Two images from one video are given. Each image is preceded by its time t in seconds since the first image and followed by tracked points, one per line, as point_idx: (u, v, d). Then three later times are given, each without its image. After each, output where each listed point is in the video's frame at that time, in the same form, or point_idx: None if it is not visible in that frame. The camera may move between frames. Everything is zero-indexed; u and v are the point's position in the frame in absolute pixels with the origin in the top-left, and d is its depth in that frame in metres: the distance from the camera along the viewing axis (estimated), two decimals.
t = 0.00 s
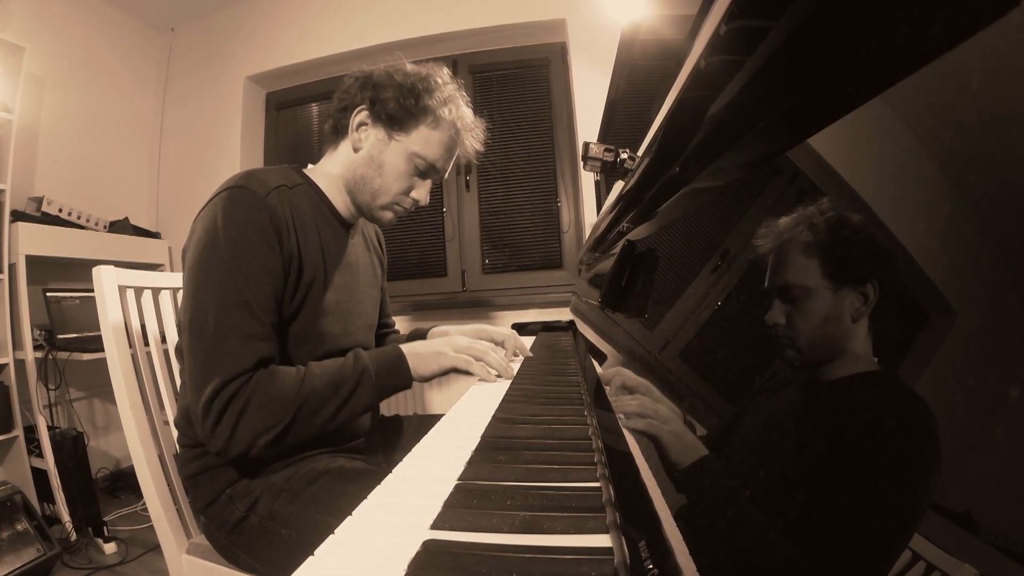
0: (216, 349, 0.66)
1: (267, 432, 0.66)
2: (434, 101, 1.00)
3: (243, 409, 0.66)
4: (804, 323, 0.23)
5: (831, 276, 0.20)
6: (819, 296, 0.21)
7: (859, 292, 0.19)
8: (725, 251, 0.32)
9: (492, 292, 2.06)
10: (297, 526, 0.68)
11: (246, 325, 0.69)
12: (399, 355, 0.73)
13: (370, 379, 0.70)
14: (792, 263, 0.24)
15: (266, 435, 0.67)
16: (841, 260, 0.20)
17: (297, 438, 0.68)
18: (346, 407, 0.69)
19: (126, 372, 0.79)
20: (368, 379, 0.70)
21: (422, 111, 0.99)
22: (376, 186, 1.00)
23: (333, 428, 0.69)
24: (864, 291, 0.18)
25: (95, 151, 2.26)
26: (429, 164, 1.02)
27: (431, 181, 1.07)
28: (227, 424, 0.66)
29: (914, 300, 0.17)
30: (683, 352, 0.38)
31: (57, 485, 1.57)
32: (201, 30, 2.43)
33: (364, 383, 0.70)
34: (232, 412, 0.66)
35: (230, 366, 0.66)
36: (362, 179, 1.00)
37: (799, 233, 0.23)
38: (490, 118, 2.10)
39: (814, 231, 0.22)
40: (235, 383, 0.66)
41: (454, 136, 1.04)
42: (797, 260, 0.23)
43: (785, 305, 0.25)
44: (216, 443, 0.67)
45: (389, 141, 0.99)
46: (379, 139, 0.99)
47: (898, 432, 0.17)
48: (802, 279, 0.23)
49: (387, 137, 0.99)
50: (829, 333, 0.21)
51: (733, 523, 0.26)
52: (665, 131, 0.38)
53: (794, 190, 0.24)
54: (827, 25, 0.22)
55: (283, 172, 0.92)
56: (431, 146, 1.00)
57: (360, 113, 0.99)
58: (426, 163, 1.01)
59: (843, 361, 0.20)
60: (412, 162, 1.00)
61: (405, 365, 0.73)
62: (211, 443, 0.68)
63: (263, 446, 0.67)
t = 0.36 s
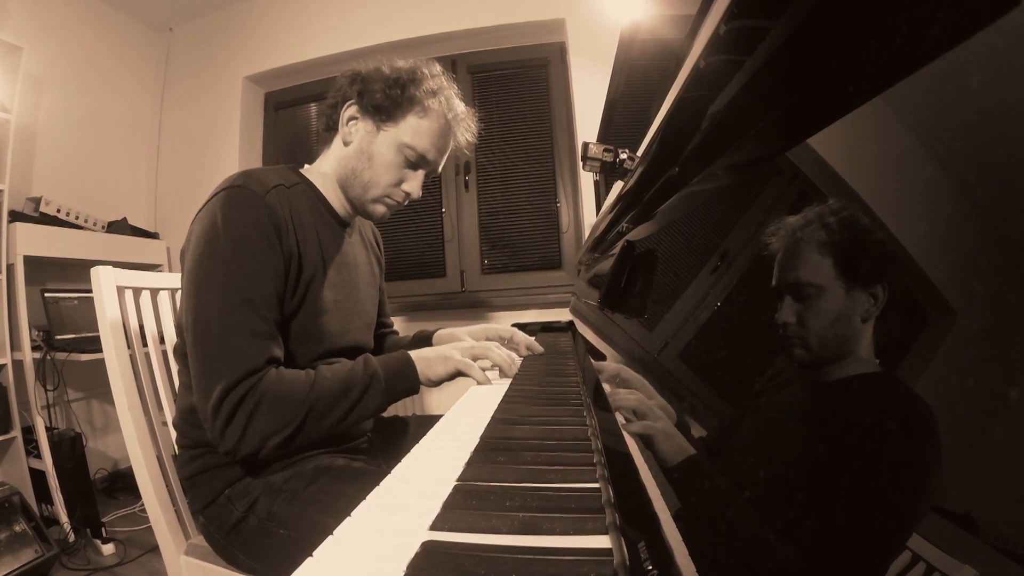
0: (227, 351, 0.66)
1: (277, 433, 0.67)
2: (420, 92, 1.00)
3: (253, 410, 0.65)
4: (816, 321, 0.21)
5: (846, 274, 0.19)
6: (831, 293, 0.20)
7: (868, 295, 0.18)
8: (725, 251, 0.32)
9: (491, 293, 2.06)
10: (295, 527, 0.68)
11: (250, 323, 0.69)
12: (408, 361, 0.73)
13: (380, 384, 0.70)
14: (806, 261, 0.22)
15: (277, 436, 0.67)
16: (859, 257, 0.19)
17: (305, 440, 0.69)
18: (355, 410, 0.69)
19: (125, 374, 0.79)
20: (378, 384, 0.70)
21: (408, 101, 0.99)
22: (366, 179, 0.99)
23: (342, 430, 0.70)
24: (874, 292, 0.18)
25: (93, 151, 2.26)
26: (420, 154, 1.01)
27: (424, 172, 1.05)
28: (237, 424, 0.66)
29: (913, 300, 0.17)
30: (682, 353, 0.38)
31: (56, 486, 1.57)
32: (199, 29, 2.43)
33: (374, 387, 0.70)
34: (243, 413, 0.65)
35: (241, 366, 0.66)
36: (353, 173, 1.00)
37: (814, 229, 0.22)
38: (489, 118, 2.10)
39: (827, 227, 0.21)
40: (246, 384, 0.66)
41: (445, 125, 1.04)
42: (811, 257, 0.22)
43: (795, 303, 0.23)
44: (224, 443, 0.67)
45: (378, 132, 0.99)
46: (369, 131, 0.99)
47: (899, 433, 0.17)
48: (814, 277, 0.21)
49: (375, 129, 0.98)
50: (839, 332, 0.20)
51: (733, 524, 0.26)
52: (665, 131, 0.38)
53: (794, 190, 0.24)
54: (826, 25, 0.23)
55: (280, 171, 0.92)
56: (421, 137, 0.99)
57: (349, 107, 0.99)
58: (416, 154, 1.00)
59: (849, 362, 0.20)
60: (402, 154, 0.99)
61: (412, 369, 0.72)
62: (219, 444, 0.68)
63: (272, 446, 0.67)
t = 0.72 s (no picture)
0: (191, 354, 0.67)
1: (231, 442, 0.65)
2: (443, 118, 0.99)
3: (208, 413, 0.65)
4: (794, 331, 0.23)
5: (816, 282, 0.21)
6: (807, 302, 0.22)
7: (845, 295, 0.19)
8: (724, 252, 0.32)
9: (489, 294, 2.06)
10: (295, 529, 0.68)
11: (223, 330, 0.69)
12: (388, 378, 0.71)
13: (353, 399, 0.68)
14: (778, 274, 0.25)
15: (233, 444, 0.65)
16: (826, 263, 0.21)
17: (266, 452, 0.66)
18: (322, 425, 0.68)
19: (123, 375, 0.78)
20: (351, 398, 0.68)
21: (431, 126, 0.98)
22: (376, 198, 0.99)
23: (306, 446, 0.67)
24: (850, 294, 0.19)
25: (92, 151, 2.25)
26: (433, 179, 1.02)
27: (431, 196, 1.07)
28: (191, 426, 0.65)
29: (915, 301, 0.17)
30: (680, 354, 0.38)
31: (53, 487, 1.56)
32: (198, 29, 2.42)
33: (346, 402, 0.68)
34: (199, 415, 0.65)
35: (203, 368, 0.66)
36: (364, 189, 0.99)
37: (784, 240, 0.24)
38: (489, 118, 2.10)
39: (799, 235, 0.23)
40: (205, 386, 0.66)
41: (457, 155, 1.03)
42: (780, 271, 0.25)
43: (773, 316, 0.25)
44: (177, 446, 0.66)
45: (396, 153, 0.97)
46: (387, 150, 0.97)
47: (899, 434, 0.17)
48: (787, 288, 0.24)
49: (394, 149, 0.97)
50: (819, 337, 0.21)
51: (732, 525, 0.26)
52: (663, 132, 0.38)
53: (794, 190, 0.24)
54: (826, 25, 0.23)
55: (278, 176, 0.92)
56: (436, 163, 1.00)
57: (368, 122, 0.97)
58: (429, 179, 1.01)
59: (841, 365, 0.20)
60: (415, 177, 0.99)
61: (391, 392, 0.70)
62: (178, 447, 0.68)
63: (226, 457, 0.65)
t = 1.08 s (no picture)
0: (175, 338, 0.65)
1: (206, 430, 0.62)
2: (456, 135, 0.99)
3: (185, 397, 0.62)
4: (778, 334, 0.24)
5: (796, 288, 0.23)
6: (785, 308, 0.24)
7: (829, 300, 0.20)
8: (722, 252, 0.33)
9: (489, 294, 2.06)
10: (294, 530, 0.68)
11: (213, 321, 0.67)
12: (379, 369, 0.66)
13: (341, 386, 0.64)
14: (760, 280, 0.26)
15: (209, 430, 0.62)
16: (804, 267, 0.22)
17: (243, 441, 0.62)
18: (305, 414, 0.63)
19: (122, 377, 0.78)
20: (338, 386, 0.64)
21: (445, 146, 0.97)
22: (388, 213, 1.00)
23: (287, 437, 0.63)
24: (834, 299, 0.20)
25: (89, 151, 2.25)
26: (443, 195, 1.03)
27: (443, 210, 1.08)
28: (165, 412, 0.63)
29: (914, 302, 0.16)
30: (678, 355, 0.38)
31: (51, 487, 1.56)
32: (197, 29, 2.42)
33: (333, 389, 0.64)
34: (175, 398, 0.63)
35: (184, 350, 0.64)
36: (375, 204, 1.00)
37: (766, 244, 0.25)
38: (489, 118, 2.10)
39: (779, 238, 0.24)
40: (184, 368, 0.64)
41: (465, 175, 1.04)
42: (760, 278, 0.26)
43: (754, 321, 0.27)
44: (150, 434, 0.63)
45: (408, 171, 0.98)
46: (399, 167, 0.97)
47: (900, 437, 0.17)
48: (766, 294, 0.25)
49: (405, 167, 0.97)
50: (805, 342, 0.22)
51: (731, 526, 0.26)
52: (662, 132, 0.38)
53: (794, 190, 0.24)
54: (825, 24, 0.23)
55: (286, 179, 0.92)
56: (447, 180, 1.01)
57: (379, 138, 0.96)
58: (440, 195, 1.02)
59: (832, 366, 0.20)
60: (427, 194, 1.01)
61: (384, 380, 0.66)
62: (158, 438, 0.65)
63: (200, 446, 0.62)
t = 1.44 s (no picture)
0: (174, 335, 0.65)
1: (206, 426, 0.61)
2: (456, 130, 0.98)
3: (184, 394, 0.62)
4: (779, 333, 0.24)
5: (803, 286, 0.22)
6: (787, 308, 0.23)
7: (833, 297, 0.20)
8: (722, 252, 0.32)
9: (488, 295, 2.06)
10: (294, 531, 0.68)
11: (215, 318, 0.67)
12: (377, 353, 0.65)
13: (340, 376, 0.64)
14: (762, 276, 0.26)
15: (209, 427, 0.61)
16: (805, 267, 0.22)
17: (244, 436, 0.62)
18: (306, 406, 0.63)
19: (120, 379, 0.78)
20: (338, 376, 0.64)
21: (441, 138, 0.96)
22: (384, 209, 0.99)
23: (288, 429, 0.62)
24: (838, 296, 0.20)
25: (88, 151, 2.24)
26: (442, 193, 1.00)
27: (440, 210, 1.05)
28: (164, 410, 0.62)
29: (914, 304, 0.16)
30: (678, 355, 0.38)
31: (49, 488, 1.55)
32: (196, 29, 2.42)
33: (333, 380, 0.64)
34: (174, 396, 0.62)
35: (182, 347, 0.64)
36: (371, 200, 0.99)
37: (768, 242, 0.25)
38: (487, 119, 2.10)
39: (783, 239, 0.24)
40: (183, 365, 0.63)
41: (472, 167, 1.03)
42: (764, 273, 0.26)
43: (758, 320, 0.27)
44: (148, 435, 0.63)
45: (403, 164, 0.97)
46: (395, 161, 0.97)
47: (899, 437, 0.17)
48: (771, 292, 0.25)
49: (402, 159, 0.96)
50: (808, 341, 0.22)
51: (730, 528, 0.26)
52: (662, 131, 0.38)
53: (793, 190, 0.24)
54: (825, 24, 0.23)
55: (289, 178, 0.92)
56: (446, 177, 0.99)
57: (377, 131, 0.97)
58: (438, 192, 0.99)
59: (832, 366, 0.20)
60: (425, 190, 0.98)
61: (382, 364, 0.64)
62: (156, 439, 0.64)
63: (201, 443, 0.61)
